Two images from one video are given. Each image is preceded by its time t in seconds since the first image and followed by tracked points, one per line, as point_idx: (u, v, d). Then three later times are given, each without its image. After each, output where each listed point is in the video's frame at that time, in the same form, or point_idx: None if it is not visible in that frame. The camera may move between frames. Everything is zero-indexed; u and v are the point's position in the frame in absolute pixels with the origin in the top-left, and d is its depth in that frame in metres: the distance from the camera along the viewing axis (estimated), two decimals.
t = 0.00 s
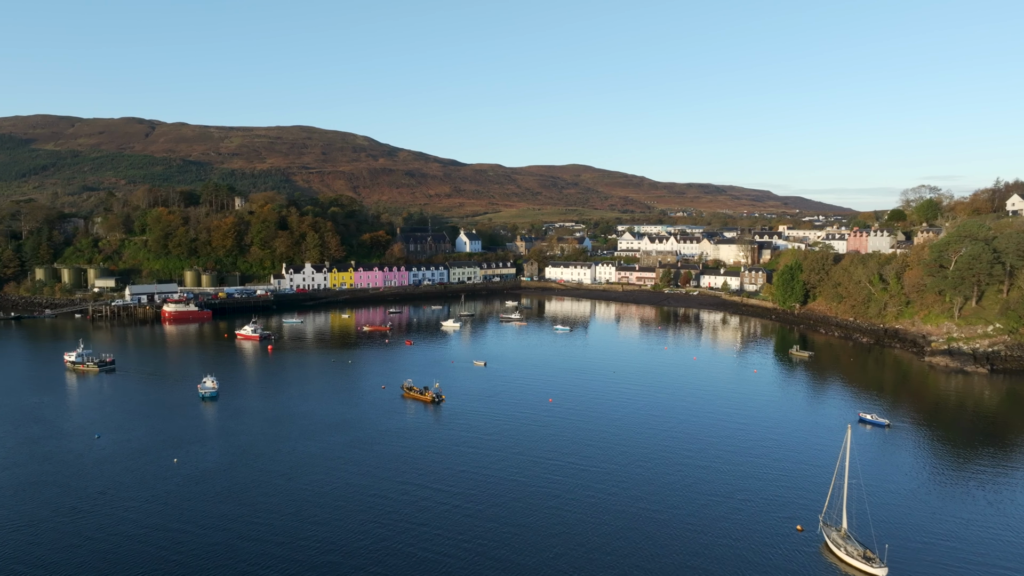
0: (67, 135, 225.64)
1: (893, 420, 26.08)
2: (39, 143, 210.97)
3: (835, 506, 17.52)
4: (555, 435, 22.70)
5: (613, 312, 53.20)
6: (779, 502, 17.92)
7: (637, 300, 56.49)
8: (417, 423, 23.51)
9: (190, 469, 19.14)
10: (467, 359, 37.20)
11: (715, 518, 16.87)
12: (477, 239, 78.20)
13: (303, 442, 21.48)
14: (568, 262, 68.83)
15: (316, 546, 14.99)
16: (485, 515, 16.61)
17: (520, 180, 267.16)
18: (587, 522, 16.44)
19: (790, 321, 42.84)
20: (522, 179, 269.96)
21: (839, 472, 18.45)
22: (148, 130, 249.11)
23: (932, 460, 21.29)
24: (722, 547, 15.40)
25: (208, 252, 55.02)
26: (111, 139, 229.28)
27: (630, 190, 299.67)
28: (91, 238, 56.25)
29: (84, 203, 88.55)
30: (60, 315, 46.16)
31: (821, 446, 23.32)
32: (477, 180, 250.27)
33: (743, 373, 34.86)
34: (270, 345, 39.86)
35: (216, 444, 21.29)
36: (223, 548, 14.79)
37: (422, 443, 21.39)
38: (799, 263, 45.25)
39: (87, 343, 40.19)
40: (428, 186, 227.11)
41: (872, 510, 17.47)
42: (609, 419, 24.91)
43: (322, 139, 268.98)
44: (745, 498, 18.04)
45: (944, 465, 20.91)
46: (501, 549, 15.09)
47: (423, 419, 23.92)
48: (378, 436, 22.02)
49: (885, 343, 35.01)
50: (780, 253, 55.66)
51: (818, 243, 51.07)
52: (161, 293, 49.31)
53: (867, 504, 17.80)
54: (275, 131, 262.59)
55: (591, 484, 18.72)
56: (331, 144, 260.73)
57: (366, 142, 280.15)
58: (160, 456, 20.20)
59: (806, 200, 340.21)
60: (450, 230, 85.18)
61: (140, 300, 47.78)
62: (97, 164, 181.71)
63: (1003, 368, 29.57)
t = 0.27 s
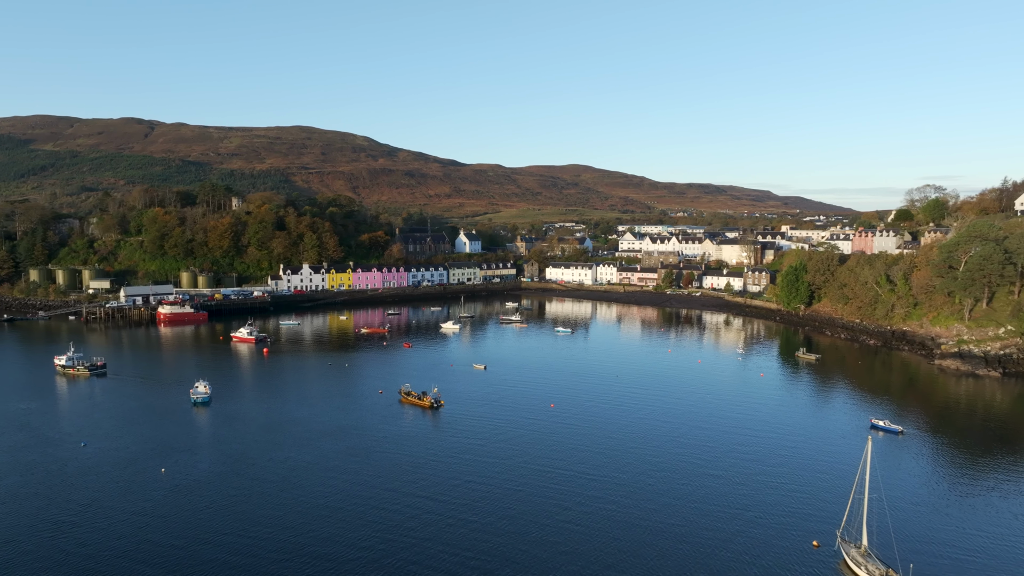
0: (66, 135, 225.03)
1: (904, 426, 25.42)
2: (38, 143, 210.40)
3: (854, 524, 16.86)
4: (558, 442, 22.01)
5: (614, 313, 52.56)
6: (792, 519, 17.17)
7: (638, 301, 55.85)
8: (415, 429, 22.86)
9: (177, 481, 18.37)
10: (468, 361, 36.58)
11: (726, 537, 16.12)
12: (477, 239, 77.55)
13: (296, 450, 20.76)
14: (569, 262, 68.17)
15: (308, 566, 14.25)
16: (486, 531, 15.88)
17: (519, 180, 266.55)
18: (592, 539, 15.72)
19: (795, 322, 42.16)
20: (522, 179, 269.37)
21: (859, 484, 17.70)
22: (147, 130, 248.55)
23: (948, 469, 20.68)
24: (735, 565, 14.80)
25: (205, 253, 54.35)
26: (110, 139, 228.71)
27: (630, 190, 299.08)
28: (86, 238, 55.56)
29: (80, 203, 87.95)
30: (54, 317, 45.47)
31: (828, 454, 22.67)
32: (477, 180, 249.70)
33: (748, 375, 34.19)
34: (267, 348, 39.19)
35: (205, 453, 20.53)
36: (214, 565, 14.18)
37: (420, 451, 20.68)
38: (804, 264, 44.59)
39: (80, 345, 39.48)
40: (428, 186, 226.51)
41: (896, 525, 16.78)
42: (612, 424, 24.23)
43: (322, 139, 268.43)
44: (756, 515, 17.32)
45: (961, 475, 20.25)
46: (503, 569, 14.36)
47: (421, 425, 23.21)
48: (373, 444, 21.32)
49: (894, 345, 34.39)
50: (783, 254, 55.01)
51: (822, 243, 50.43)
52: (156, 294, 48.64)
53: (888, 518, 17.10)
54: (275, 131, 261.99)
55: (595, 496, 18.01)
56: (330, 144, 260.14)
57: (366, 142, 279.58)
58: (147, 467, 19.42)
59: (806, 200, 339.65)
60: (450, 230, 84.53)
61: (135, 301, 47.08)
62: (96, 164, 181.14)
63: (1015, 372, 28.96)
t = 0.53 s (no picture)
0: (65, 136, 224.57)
1: (914, 431, 24.85)
2: (37, 143, 209.82)
3: (874, 540, 16.31)
4: (559, 449, 21.39)
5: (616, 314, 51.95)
6: (802, 534, 16.57)
7: (640, 302, 55.24)
8: (413, 435, 22.19)
9: (164, 493, 17.70)
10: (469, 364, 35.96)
11: (736, 554, 15.51)
12: (477, 240, 76.84)
13: (289, 459, 20.10)
14: (570, 263, 67.55)
15: None
16: (485, 547, 15.27)
17: (519, 180, 265.96)
18: (597, 556, 15.13)
19: (800, 324, 41.52)
20: (522, 179, 268.81)
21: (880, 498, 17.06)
22: (147, 131, 248.12)
23: (966, 479, 20.06)
24: None
25: (201, 253, 53.72)
26: (109, 140, 228.13)
27: (630, 190, 298.51)
28: (81, 239, 54.91)
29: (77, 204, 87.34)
30: (48, 319, 44.80)
31: (836, 461, 22.05)
32: (477, 181, 249.15)
33: (753, 378, 33.55)
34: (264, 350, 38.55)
35: (195, 462, 19.86)
36: None
37: (417, 459, 20.04)
38: (809, 264, 43.94)
39: (73, 348, 38.81)
40: (427, 186, 225.88)
41: (916, 541, 16.22)
42: (616, 430, 23.59)
43: (321, 139, 267.90)
44: (765, 530, 16.70)
45: (978, 485, 19.63)
46: None
47: (419, 431, 22.57)
48: (369, 452, 20.66)
49: (901, 347, 33.79)
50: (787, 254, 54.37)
51: (827, 243, 49.79)
52: (152, 296, 47.99)
53: (907, 534, 16.52)
54: (274, 131, 261.47)
55: (599, 508, 17.40)
56: (330, 144, 259.58)
57: (366, 142, 279.04)
58: (134, 477, 18.75)
59: (806, 200, 339.17)
60: (449, 231, 83.89)
61: (130, 303, 46.38)
62: (95, 165, 180.61)
63: None
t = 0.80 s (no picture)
0: (64, 136, 223.88)
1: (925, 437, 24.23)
2: (36, 143, 209.28)
3: (899, 557, 15.75)
4: (562, 457, 20.73)
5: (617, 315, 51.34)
6: (815, 552, 15.91)
7: (642, 303, 54.62)
8: (411, 442, 21.53)
9: (149, 505, 16.97)
10: (469, 367, 35.33)
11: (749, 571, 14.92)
12: (477, 240, 76.21)
13: (282, 469, 19.40)
14: (571, 263, 66.91)
15: None
16: (486, 564, 14.60)
17: (520, 180, 265.36)
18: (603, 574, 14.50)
19: (805, 325, 40.88)
20: (522, 179, 268.24)
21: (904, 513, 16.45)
22: (146, 131, 247.54)
23: (984, 490, 19.48)
24: None
25: (198, 254, 53.09)
26: (108, 140, 227.56)
27: (630, 190, 297.97)
28: (76, 240, 54.26)
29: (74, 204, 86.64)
30: (41, 321, 44.12)
31: (847, 470, 21.37)
32: (477, 181, 248.55)
33: (757, 380, 32.93)
34: (260, 353, 37.90)
35: (183, 471, 19.13)
36: None
37: (415, 468, 19.40)
38: (814, 265, 43.31)
39: (65, 350, 38.12)
40: (427, 186, 225.28)
41: (943, 559, 15.62)
42: (620, 436, 22.93)
43: (321, 139, 267.33)
44: (776, 547, 16.03)
45: (999, 497, 19.02)
46: None
47: (417, 439, 21.89)
48: (364, 461, 19.98)
49: (909, 350, 33.19)
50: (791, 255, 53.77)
51: (831, 244, 49.17)
52: (147, 297, 47.35)
53: (927, 551, 15.92)
54: (274, 131, 260.89)
55: (603, 521, 16.73)
56: (330, 144, 259.00)
57: (365, 142, 278.45)
58: (119, 488, 18.02)
59: (807, 200, 338.63)
60: (449, 231, 83.26)
61: (124, 304, 45.70)
62: (93, 165, 179.96)
63: None
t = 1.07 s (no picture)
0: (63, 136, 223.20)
1: (936, 442, 23.65)
2: (34, 143, 208.71)
3: None
4: (564, 465, 20.10)
5: (619, 316, 50.72)
6: (831, 566, 15.29)
7: (644, 304, 53.99)
8: (408, 450, 20.90)
9: (134, 519, 16.23)
10: (469, 369, 34.71)
11: None
12: (477, 241, 75.60)
13: (274, 479, 18.71)
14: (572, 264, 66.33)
15: None
16: None
17: (519, 180, 264.79)
18: None
19: (810, 327, 40.24)
20: (522, 179, 267.66)
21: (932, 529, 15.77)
22: (145, 131, 246.92)
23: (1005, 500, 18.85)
24: None
25: (194, 255, 52.46)
26: (108, 140, 226.95)
27: (630, 190, 297.45)
28: (71, 240, 53.61)
29: (70, 204, 85.96)
30: (35, 322, 43.47)
31: (858, 477, 20.73)
32: (477, 181, 247.96)
33: (763, 382, 32.29)
34: (256, 355, 37.26)
35: (171, 481, 18.40)
36: None
37: (413, 478, 18.77)
38: (819, 266, 42.69)
39: (58, 352, 37.45)
40: (427, 187, 224.69)
41: None
42: (624, 443, 22.31)
43: (321, 139, 266.77)
44: (791, 561, 15.42)
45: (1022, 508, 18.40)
46: None
47: (415, 446, 21.22)
48: (360, 471, 19.31)
49: (918, 352, 32.58)
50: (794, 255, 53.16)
51: (836, 244, 48.57)
52: (143, 298, 46.70)
53: (956, 570, 15.25)
54: (273, 131, 260.22)
55: (610, 534, 16.10)
56: (329, 144, 258.41)
57: (365, 142, 277.85)
58: (103, 500, 17.28)
59: (807, 200, 338.08)
60: (449, 231, 82.58)
61: (119, 306, 45.06)
62: (92, 165, 179.29)
63: None
